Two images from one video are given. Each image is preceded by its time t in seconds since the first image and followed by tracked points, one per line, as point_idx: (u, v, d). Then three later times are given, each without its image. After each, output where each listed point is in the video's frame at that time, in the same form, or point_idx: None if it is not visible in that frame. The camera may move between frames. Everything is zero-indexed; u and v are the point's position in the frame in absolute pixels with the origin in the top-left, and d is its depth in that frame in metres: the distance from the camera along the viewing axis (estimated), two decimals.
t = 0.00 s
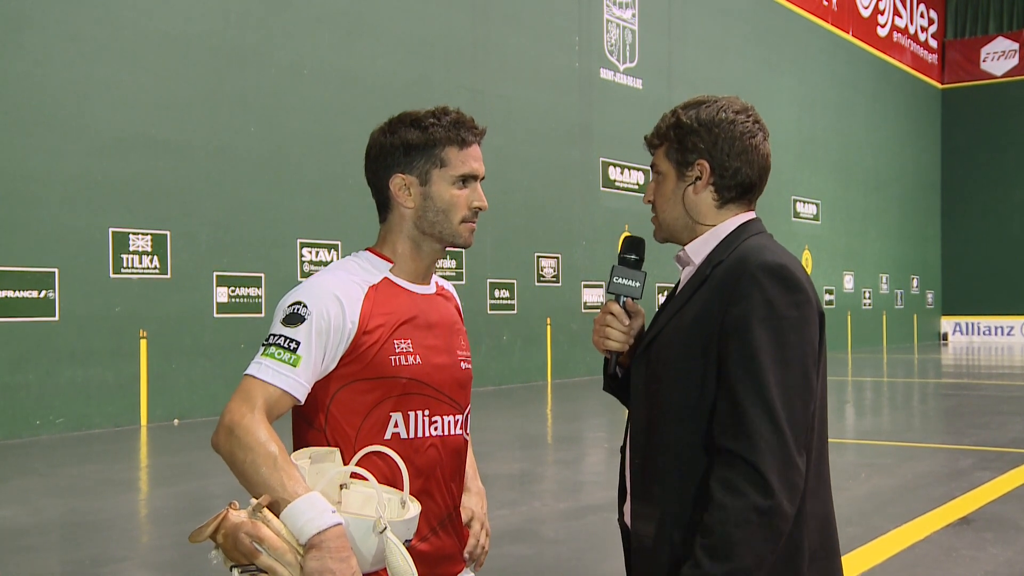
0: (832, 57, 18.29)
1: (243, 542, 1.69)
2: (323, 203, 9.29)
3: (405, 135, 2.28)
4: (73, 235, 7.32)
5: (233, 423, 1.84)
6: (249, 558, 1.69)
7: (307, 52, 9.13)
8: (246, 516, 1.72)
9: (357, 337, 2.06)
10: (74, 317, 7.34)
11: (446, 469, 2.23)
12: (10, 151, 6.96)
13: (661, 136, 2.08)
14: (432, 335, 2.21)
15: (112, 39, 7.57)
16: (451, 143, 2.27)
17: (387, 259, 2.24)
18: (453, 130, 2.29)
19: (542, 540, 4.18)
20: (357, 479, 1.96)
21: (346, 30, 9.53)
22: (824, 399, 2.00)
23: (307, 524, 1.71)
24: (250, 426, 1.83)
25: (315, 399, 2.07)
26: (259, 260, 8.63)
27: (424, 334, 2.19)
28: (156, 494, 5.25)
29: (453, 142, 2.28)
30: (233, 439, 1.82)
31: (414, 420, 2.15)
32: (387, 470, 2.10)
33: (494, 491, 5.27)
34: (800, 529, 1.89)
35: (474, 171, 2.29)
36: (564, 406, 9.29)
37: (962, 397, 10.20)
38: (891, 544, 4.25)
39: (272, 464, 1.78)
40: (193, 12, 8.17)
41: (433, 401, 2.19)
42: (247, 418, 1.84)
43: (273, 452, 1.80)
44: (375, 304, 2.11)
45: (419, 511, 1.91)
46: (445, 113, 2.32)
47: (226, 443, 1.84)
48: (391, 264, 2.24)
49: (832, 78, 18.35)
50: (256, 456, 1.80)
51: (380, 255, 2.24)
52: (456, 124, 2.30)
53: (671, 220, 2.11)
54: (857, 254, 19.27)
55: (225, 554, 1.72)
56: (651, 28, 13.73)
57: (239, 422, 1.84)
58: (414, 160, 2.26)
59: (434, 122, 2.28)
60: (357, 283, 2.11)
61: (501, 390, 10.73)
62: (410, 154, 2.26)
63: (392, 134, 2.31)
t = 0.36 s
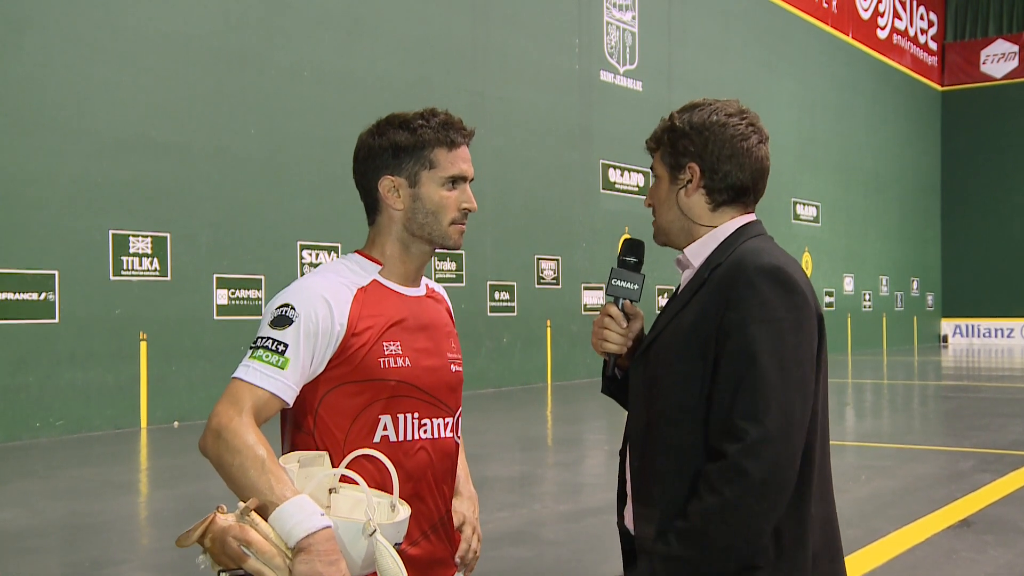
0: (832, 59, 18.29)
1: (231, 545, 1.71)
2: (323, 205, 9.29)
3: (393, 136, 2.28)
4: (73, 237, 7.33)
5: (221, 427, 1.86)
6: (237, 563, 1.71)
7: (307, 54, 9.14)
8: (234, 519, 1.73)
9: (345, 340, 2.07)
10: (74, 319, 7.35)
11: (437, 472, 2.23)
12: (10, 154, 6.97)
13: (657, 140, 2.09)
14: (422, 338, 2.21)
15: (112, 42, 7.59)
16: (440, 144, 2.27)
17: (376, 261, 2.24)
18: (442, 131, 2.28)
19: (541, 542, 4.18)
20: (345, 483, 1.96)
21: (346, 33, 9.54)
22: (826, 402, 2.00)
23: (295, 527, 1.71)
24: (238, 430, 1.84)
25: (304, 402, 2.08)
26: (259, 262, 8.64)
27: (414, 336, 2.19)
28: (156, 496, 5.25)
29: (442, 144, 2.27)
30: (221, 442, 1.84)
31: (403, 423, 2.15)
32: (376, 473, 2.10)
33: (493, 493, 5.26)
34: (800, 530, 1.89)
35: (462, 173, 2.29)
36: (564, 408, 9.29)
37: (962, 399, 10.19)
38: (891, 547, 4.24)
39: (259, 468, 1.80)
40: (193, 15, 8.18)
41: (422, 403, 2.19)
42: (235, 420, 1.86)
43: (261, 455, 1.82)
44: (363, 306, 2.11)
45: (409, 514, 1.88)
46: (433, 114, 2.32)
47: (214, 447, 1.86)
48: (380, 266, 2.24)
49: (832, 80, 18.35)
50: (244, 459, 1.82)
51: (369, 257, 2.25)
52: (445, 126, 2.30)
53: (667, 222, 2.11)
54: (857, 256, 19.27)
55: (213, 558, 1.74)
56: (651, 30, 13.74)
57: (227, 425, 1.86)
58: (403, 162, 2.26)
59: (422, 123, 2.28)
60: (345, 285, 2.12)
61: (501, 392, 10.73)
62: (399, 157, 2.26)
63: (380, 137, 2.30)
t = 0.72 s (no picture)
0: (832, 62, 18.30)
1: (222, 548, 1.70)
2: (323, 208, 9.30)
3: (385, 139, 2.27)
4: (73, 238, 7.33)
5: (211, 429, 1.86)
6: (228, 565, 1.70)
7: (308, 56, 9.15)
8: (225, 521, 1.73)
9: (336, 341, 2.06)
10: (74, 322, 7.35)
11: (429, 474, 2.23)
12: (10, 157, 6.97)
13: (648, 146, 2.09)
14: (413, 339, 2.21)
15: (112, 44, 7.59)
16: (432, 147, 2.27)
17: (367, 263, 2.23)
18: (435, 135, 2.29)
19: (541, 545, 4.18)
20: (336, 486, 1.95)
21: (346, 35, 9.55)
22: (819, 404, 1.99)
23: (286, 530, 1.72)
24: (228, 431, 1.85)
25: (294, 404, 2.07)
26: (259, 265, 8.65)
27: (405, 337, 2.19)
28: (156, 499, 5.25)
29: (435, 147, 2.27)
30: (211, 444, 1.84)
31: (394, 425, 2.15)
32: (367, 475, 2.10)
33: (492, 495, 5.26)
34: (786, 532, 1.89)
35: (455, 176, 2.29)
36: (564, 411, 9.29)
37: (962, 401, 10.19)
38: (891, 549, 4.24)
39: (251, 470, 1.81)
40: (193, 17, 8.19)
41: (414, 405, 2.19)
42: (226, 422, 1.86)
43: (252, 456, 1.83)
44: (354, 307, 2.11)
45: (401, 517, 1.87)
46: (426, 117, 2.32)
47: (204, 449, 1.86)
48: (371, 268, 2.24)
49: (832, 83, 18.36)
50: (235, 460, 1.82)
51: (359, 260, 2.24)
52: (438, 129, 2.30)
53: (661, 226, 2.11)
54: (857, 258, 19.27)
55: (202, 560, 1.73)
56: (651, 33, 13.75)
57: (217, 427, 1.86)
58: (395, 165, 2.25)
59: (415, 126, 2.27)
60: (336, 286, 2.12)
61: (501, 395, 10.74)
62: (391, 160, 2.25)
63: (371, 140, 2.29)
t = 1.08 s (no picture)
0: (832, 65, 18.31)
1: (219, 550, 1.69)
2: (323, 211, 9.30)
3: (385, 143, 2.26)
4: (73, 242, 7.33)
5: (207, 428, 1.85)
6: (225, 566, 1.70)
7: (308, 60, 9.16)
8: (222, 522, 1.73)
9: (333, 341, 2.06)
10: (74, 325, 7.35)
11: (421, 477, 2.23)
12: (11, 161, 6.98)
13: (646, 146, 2.09)
14: (408, 341, 2.21)
15: (112, 48, 7.60)
16: (432, 151, 2.27)
17: (363, 265, 2.23)
18: (435, 139, 2.29)
19: (541, 548, 4.18)
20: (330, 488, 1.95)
21: (346, 38, 9.56)
22: (818, 406, 1.99)
23: (285, 532, 1.72)
24: (225, 431, 1.84)
25: (288, 405, 2.07)
26: (259, 268, 8.65)
27: (401, 339, 2.19)
28: (155, 502, 5.25)
29: (435, 151, 2.27)
30: (208, 443, 1.84)
31: (387, 427, 2.15)
32: (360, 478, 2.09)
33: (492, 499, 5.25)
34: (788, 535, 1.89)
35: (454, 180, 2.30)
36: (564, 414, 9.28)
37: (963, 405, 10.18)
38: (891, 552, 4.24)
39: (248, 470, 1.81)
40: (193, 20, 8.19)
41: (407, 408, 2.19)
42: (222, 421, 1.85)
43: (249, 457, 1.82)
44: (351, 308, 2.11)
45: (396, 521, 1.88)
46: (426, 121, 2.31)
47: (200, 448, 1.86)
48: (367, 270, 2.23)
49: (832, 86, 18.36)
50: (231, 460, 1.82)
51: (355, 261, 2.24)
52: (437, 133, 2.30)
53: (657, 227, 2.11)
54: (857, 261, 19.27)
55: (198, 561, 1.72)
56: (651, 36, 13.76)
57: (214, 426, 1.86)
58: (396, 169, 2.25)
59: (416, 130, 2.27)
60: (333, 286, 2.12)
61: (501, 398, 10.74)
62: (390, 164, 2.25)
63: (369, 144, 2.28)
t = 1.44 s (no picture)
0: (832, 66, 18.31)
1: (224, 552, 1.68)
2: (323, 212, 9.31)
3: (392, 144, 2.25)
4: (73, 243, 7.34)
5: (210, 427, 1.84)
6: (227, 569, 1.68)
7: (308, 61, 9.16)
8: (228, 525, 1.71)
9: (336, 343, 2.06)
10: (74, 326, 7.35)
11: (413, 481, 2.24)
12: (11, 162, 6.98)
13: (650, 143, 2.09)
14: (408, 344, 2.21)
15: (112, 49, 7.61)
16: (437, 154, 2.28)
17: (364, 265, 2.23)
18: (440, 141, 2.29)
19: (541, 549, 4.18)
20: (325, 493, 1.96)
21: (346, 40, 9.56)
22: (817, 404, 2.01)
23: (291, 537, 1.73)
24: (228, 431, 1.83)
25: (288, 405, 2.06)
26: (259, 269, 8.65)
27: (401, 342, 2.19)
28: (155, 503, 5.25)
29: (440, 154, 2.28)
30: (211, 442, 1.82)
31: (384, 430, 2.16)
32: (356, 481, 2.10)
33: (492, 500, 5.26)
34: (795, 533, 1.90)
35: (457, 184, 2.30)
36: (564, 415, 9.28)
37: (964, 405, 10.17)
38: (892, 554, 4.23)
39: (251, 472, 1.80)
40: (193, 21, 8.20)
41: (404, 412, 2.19)
42: (225, 420, 1.84)
43: (253, 458, 1.82)
44: (354, 310, 2.11)
45: (392, 527, 1.93)
46: (432, 123, 2.32)
47: (202, 447, 1.84)
48: (368, 270, 2.23)
49: (832, 87, 18.37)
50: (234, 461, 1.81)
51: (356, 261, 2.23)
52: (442, 135, 2.31)
53: (657, 225, 2.10)
54: (857, 262, 19.28)
55: (199, 563, 1.71)
56: (651, 37, 13.77)
57: (217, 425, 1.84)
58: (402, 171, 2.25)
59: (423, 131, 2.27)
60: (336, 286, 2.11)
61: (501, 399, 10.74)
62: (397, 165, 2.24)
63: (374, 143, 2.27)
